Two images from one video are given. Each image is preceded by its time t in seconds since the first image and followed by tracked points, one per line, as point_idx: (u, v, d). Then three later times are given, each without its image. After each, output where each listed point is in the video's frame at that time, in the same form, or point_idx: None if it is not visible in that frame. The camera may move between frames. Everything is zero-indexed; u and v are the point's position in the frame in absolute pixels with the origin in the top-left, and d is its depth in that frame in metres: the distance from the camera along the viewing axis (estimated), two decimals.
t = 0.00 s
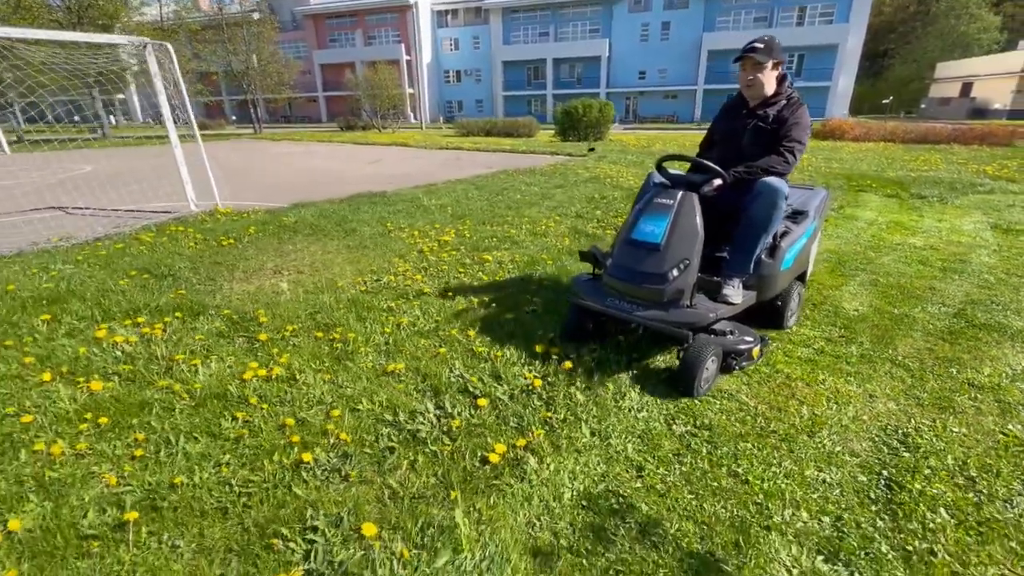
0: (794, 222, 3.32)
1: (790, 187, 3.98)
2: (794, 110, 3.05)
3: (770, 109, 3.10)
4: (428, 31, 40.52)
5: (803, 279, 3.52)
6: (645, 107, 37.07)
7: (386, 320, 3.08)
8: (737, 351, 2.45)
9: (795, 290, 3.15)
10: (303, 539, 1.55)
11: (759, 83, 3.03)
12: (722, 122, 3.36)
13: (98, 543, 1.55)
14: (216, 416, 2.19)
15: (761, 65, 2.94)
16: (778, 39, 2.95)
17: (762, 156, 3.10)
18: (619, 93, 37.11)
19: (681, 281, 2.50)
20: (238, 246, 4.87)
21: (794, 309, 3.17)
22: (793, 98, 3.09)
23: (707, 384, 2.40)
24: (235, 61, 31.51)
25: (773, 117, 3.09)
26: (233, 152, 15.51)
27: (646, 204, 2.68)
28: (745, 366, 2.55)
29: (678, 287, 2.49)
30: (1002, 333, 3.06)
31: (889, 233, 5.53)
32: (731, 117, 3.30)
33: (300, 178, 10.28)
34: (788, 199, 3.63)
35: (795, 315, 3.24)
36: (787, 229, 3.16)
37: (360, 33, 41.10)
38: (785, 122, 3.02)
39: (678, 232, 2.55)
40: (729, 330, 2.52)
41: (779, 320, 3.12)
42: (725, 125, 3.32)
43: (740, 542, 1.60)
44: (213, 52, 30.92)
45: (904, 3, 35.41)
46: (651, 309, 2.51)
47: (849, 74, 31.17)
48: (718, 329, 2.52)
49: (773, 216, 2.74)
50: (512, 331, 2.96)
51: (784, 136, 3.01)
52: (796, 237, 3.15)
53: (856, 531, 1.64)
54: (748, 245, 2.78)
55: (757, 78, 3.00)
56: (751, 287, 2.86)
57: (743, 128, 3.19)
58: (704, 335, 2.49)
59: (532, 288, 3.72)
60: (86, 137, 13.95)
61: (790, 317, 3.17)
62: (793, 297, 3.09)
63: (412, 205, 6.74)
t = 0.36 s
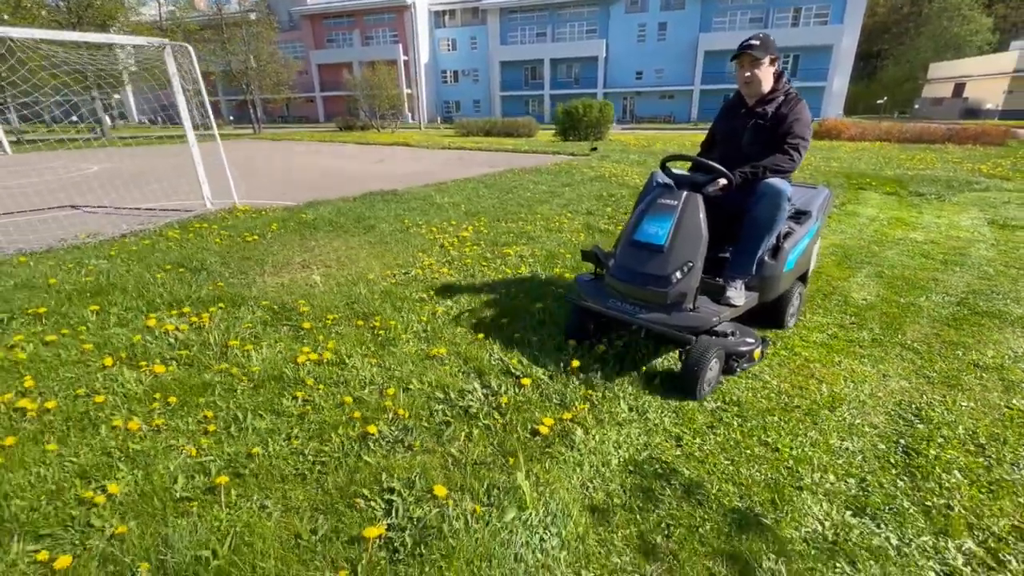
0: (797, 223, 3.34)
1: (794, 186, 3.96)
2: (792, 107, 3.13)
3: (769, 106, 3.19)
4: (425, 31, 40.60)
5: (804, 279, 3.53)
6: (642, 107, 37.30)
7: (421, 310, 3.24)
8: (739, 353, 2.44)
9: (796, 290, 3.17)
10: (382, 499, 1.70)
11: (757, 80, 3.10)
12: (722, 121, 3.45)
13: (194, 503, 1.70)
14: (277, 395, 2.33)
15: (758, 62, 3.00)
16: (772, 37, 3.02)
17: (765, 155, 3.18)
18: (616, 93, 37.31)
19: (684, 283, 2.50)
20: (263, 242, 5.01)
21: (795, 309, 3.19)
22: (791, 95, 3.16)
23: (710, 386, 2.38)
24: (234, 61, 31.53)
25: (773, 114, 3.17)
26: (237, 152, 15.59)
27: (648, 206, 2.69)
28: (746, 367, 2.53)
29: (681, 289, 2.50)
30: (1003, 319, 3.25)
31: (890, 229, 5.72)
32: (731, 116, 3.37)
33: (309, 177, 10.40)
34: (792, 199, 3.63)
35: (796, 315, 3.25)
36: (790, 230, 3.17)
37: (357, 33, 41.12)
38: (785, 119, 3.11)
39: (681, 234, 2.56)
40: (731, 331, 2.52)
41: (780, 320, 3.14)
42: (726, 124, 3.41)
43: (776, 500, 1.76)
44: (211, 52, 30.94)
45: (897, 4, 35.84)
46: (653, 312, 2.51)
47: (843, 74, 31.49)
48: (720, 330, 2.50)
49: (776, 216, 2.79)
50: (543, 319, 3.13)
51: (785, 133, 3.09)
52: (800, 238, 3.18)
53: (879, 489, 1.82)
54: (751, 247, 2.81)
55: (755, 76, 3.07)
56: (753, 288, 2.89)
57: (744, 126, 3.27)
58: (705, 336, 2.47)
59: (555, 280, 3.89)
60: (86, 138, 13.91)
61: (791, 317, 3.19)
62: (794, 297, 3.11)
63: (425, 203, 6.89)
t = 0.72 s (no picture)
0: (796, 221, 3.32)
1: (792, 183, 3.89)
2: (792, 107, 3.07)
3: (768, 106, 3.13)
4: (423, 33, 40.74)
5: (802, 278, 3.53)
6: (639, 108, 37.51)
7: (451, 302, 3.40)
8: (739, 353, 2.43)
9: (794, 289, 3.17)
10: (443, 466, 1.86)
11: (755, 79, 3.05)
12: (721, 121, 3.38)
13: (271, 471, 1.86)
14: (327, 378, 2.49)
15: (756, 60, 2.97)
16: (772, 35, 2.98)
17: (763, 155, 3.13)
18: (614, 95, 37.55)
19: (684, 284, 2.47)
20: (286, 240, 5.15)
21: (793, 308, 3.19)
22: (791, 95, 3.11)
23: (711, 387, 2.38)
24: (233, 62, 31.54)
25: (772, 114, 3.11)
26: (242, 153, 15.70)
27: (646, 205, 2.64)
28: (746, 368, 2.52)
29: (680, 290, 2.46)
30: (1002, 308, 3.43)
31: (890, 225, 5.91)
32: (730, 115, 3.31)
33: (317, 178, 10.52)
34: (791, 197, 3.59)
35: (794, 314, 3.26)
36: (788, 229, 3.16)
37: (355, 34, 41.17)
38: (784, 118, 3.04)
39: (680, 235, 2.51)
40: (730, 331, 2.50)
41: (778, 319, 3.14)
42: (724, 123, 3.34)
43: (800, 466, 1.93)
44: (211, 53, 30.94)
45: (891, 6, 36.25)
46: (653, 313, 2.47)
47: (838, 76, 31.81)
48: (719, 331, 2.49)
49: (775, 216, 2.76)
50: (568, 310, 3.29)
51: (784, 133, 3.02)
52: (798, 237, 3.15)
53: (893, 455, 1.99)
54: (750, 247, 2.78)
55: (753, 74, 3.03)
56: (751, 288, 2.88)
57: (743, 125, 3.20)
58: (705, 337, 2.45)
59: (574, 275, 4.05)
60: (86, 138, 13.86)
61: (789, 316, 3.19)
62: (792, 296, 3.11)
63: (437, 202, 7.03)
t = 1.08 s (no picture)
0: (796, 226, 3.29)
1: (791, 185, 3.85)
2: (790, 110, 3.02)
3: (766, 110, 3.08)
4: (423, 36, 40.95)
5: (802, 282, 3.51)
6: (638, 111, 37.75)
7: (479, 298, 3.56)
8: (740, 360, 2.39)
9: (795, 294, 3.15)
10: (495, 443, 2.02)
11: (752, 84, 3.01)
12: (719, 125, 3.33)
13: (336, 449, 2.00)
14: (373, 366, 2.64)
15: (752, 67, 2.92)
16: (768, 40, 2.93)
17: (762, 160, 3.07)
18: (613, 97, 37.80)
19: (684, 291, 2.44)
20: (308, 240, 5.30)
21: (794, 312, 3.16)
22: (788, 98, 3.06)
23: (712, 394, 2.36)
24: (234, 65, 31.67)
25: (770, 118, 3.06)
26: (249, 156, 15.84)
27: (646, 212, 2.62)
28: (747, 375, 2.50)
29: (681, 297, 2.43)
30: (1004, 302, 3.60)
31: (892, 225, 6.09)
32: (728, 119, 3.26)
33: (326, 180, 10.67)
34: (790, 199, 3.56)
35: (795, 319, 3.24)
36: (789, 233, 3.13)
37: (354, 38, 41.38)
38: (783, 122, 2.99)
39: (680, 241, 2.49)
40: (731, 337, 2.47)
41: (779, 325, 3.11)
42: (723, 126, 3.29)
43: (823, 443, 2.09)
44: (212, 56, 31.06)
45: (886, 9, 36.64)
46: (653, 320, 2.44)
47: (835, 78, 32.07)
48: (720, 337, 2.46)
49: (776, 221, 2.72)
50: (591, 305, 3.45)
51: (783, 137, 2.98)
52: (799, 242, 3.12)
53: (907, 433, 2.15)
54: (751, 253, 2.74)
55: (749, 80, 2.99)
56: (752, 293, 2.86)
57: (741, 129, 3.16)
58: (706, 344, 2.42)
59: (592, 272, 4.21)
60: (90, 140, 13.99)
61: (790, 322, 3.17)
62: (793, 302, 3.09)
63: (450, 203, 7.19)
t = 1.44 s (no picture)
0: (797, 231, 3.26)
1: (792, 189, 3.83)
2: (792, 115, 3.01)
3: (768, 115, 3.06)
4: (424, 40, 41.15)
5: (804, 287, 3.50)
6: (638, 113, 37.98)
7: (506, 295, 3.72)
8: (745, 366, 2.38)
9: (798, 299, 3.15)
10: (539, 425, 2.18)
11: (756, 88, 2.98)
12: (721, 129, 3.32)
13: (392, 430, 2.16)
14: (414, 357, 2.80)
15: (756, 70, 2.90)
16: (772, 43, 2.91)
17: (765, 164, 3.06)
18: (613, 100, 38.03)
19: (687, 298, 2.44)
20: (331, 240, 5.46)
21: (795, 318, 3.15)
22: (791, 103, 3.04)
23: (717, 403, 2.33)
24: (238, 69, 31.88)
25: (773, 123, 3.04)
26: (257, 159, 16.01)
27: (648, 218, 2.62)
28: (751, 381, 2.47)
29: (685, 304, 2.43)
30: (1006, 298, 3.77)
31: (896, 225, 6.26)
32: (730, 123, 3.25)
33: (338, 183, 10.84)
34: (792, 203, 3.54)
35: (798, 323, 3.24)
36: (791, 239, 3.11)
37: (356, 42, 41.65)
38: (786, 128, 2.98)
39: (683, 248, 2.49)
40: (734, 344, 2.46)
41: (782, 331, 3.12)
42: (725, 130, 3.27)
43: (842, 425, 2.24)
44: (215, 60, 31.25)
45: (884, 13, 36.94)
46: (657, 328, 2.44)
47: (834, 81, 32.31)
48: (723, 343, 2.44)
49: (778, 227, 2.68)
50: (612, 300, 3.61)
51: (786, 142, 2.96)
52: (801, 247, 3.12)
53: (921, 416, 2.30)
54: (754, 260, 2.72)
55: (753, 84, 2.97)
56: (755, 299, 2.86)
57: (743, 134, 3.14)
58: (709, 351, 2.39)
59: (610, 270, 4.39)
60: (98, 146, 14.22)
61: (793, 326, 3.17)
62: (796, 307, 3.09)
63: (464, 205, 7.35)
